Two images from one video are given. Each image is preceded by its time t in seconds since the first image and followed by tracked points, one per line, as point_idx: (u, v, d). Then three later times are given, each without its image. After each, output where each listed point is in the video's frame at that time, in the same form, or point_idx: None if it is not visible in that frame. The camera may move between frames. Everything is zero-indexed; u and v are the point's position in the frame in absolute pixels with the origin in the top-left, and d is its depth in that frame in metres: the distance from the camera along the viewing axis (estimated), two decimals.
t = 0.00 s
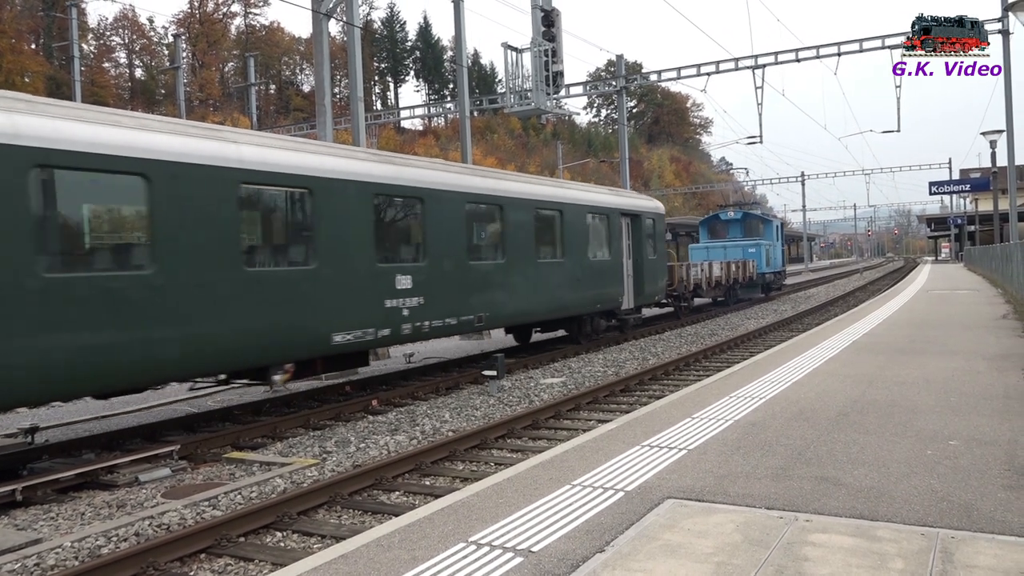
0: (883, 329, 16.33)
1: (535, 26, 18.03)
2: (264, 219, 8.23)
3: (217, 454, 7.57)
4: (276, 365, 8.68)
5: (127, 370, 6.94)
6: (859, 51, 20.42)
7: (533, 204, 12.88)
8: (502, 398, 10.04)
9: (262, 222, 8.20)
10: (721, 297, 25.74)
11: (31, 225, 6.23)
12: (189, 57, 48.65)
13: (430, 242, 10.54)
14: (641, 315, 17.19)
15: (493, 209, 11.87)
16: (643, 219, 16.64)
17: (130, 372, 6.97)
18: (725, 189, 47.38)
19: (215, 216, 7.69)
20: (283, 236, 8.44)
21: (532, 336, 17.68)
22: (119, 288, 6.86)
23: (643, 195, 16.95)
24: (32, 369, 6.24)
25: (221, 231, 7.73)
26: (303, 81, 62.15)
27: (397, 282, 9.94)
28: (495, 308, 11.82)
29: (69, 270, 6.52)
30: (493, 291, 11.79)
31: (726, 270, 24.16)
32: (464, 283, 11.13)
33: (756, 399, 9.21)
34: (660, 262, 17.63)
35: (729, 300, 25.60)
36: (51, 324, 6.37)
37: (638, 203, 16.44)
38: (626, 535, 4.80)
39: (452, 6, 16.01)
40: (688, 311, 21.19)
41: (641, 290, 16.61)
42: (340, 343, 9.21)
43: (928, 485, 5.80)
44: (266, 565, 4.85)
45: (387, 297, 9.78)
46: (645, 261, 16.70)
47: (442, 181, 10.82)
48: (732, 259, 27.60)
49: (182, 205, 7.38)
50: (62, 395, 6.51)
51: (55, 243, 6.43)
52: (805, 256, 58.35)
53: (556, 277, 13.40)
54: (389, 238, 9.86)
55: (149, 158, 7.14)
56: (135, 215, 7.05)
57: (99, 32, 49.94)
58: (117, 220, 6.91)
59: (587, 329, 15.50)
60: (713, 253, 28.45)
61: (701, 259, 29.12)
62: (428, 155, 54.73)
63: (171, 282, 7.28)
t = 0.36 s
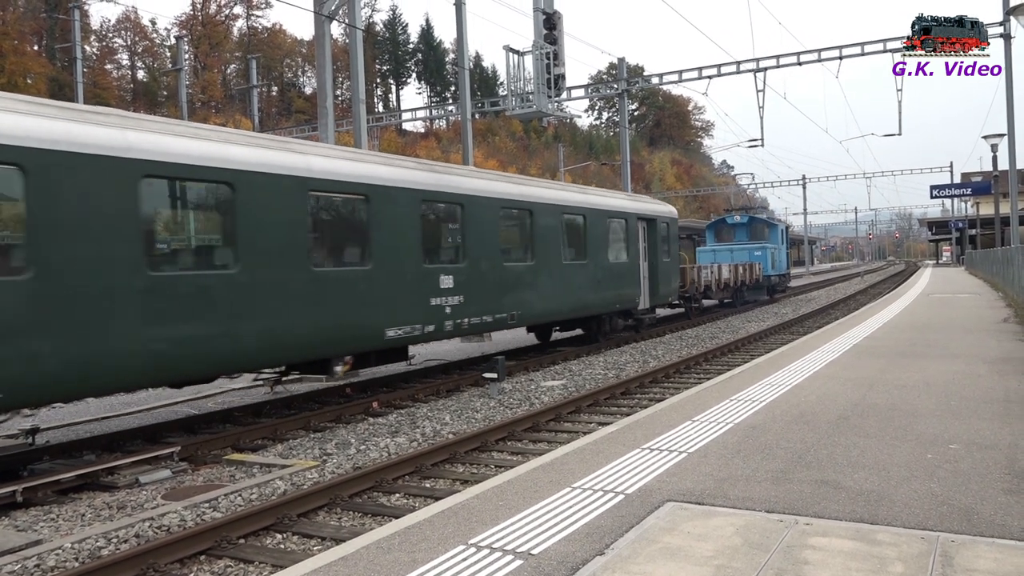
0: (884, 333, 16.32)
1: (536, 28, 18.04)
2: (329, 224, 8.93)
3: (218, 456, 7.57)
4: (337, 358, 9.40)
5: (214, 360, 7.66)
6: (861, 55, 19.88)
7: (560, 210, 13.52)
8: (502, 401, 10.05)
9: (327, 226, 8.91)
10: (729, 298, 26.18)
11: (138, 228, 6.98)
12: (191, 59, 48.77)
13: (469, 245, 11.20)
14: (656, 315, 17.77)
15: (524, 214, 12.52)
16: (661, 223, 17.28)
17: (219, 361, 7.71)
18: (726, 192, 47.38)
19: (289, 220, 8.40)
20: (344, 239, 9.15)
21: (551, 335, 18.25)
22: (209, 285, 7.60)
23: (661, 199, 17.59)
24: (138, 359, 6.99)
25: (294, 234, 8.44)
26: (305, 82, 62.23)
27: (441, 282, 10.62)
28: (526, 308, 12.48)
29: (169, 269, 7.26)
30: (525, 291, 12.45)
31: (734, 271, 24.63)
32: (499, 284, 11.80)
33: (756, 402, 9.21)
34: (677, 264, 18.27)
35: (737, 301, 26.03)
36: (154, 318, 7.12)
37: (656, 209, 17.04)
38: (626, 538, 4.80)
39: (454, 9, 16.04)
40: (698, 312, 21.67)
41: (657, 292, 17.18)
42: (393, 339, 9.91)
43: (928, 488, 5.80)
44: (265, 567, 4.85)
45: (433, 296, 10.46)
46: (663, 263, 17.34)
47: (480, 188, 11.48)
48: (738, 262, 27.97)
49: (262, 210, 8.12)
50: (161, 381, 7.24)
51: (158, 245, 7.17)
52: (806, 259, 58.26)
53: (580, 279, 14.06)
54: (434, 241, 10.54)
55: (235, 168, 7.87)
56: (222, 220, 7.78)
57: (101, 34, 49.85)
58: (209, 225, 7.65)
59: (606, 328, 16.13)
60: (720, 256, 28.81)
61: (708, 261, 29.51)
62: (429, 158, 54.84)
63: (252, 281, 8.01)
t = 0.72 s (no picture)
0: (870, 334, 16.43)
1: (525, 31, 17.95)
2: (370, 227, 9.71)
3: (203, 459, 7.53)
4: (376, 351, 10.17)
5: (274, 352, 8.40)
6: (847, 57, 20.23)
7: (569, 212, 14.32)
8: (490, 402, 10.04)
9: (369, 229, 9.69)
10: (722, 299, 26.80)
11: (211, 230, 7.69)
12: (178, 60, 48.55)
13: (489, 247, 12.00)
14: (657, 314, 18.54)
15: (537, 217, 13.31)
16: (659, 226, 18.12)
17: (278, 352, 8.45)
18: (713, 194, 47.61)
19: (337, 224, 9.15)
20: (382, 241, 9.92)
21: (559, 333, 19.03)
22: (271, 285, 8.34)
23: (658, 204, 18.44)
24: (212, 349, 7.72)
25: (340, 237, 9.18)
26: (293, 83, 62.06)
27: (466, 282, 11.40)
28: (540, 306, 13.28)
29: (235, 268, 7.97)
30: (539, 291, 13.25)
31: (727, 273, 25.23)
32: (516, 283, 12.61)
33: (743, 404, 9.24)
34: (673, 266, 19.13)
35: (730, 302, 26.64)
36: (226, 313, 7.85)
37: (655, 212, 17.86)
38: (613, 540, 4.81)
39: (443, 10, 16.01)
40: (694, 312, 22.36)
41: (656, 292, 18.00)
42: (425, 333, 10.68)
43: (913, 489, 5.84)
44: (251, 570, 4.83)
45: (459, 294, 11.25)
46: (662, 265, 18.20)
47: (498, 194, 12.28)
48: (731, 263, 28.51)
49: (315, 215, 8.88)
50: (230, 370, 7.97)
51: (228, 247, 7.90)
52: (793, 262, 58.54)
53: (588, 278, 14.88)
54: (459, 243, 11.34)
55: (291, 176, 8.60)
56: (280, 223, 8.50)
57: (87, 33, 49.56)
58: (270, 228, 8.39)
59: (610, 326, 16.89)
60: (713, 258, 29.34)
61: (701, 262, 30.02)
62: (417, 160, 54.85)
63: (307, 279, 8.76)
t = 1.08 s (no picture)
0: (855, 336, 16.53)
1: (513, 33, 17.97)
2: (403, 230, 10.51)
3: (189, 460, 7.49)
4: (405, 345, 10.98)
5: (319, 345, 9.16)
6: (835, 60, 19.56)
7: (577, 217, 15.15)
8: (478, 403, 10.05)
9: (402, 233, 10.49)
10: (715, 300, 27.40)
11: (269, 233, 8.45)
12: (165, 59, 48.27)
13: (504, 249, 12.82)
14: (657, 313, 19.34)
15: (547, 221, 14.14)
16: (657, 229, 19.00)
17: (323, 345, 9.22)
18: (701, 195, 47.82)
19: (374, 228, 9.92)
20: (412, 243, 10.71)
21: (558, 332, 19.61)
22: (319, 283, 9.11)
23: (657, 208, 19.30)
24: (268, 342, 8.50)
25: (376, 239, 9.95)
26: (281, 84, 61.84)
27: (483, 281, 12.22)
28: (549, 305, 14.13)
29: (287, 268, 8.73)
30: (549, 291, 14.10)
31: (720, 274, 25.80)
32: (527, 284, 13.44)
33: (730, 405, 9.28)
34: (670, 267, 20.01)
35: (723, 302, 27.22)
36: (280, 309, 8.61)
37: (654, 215, 18.68)
38: (600, 541, 4.83)
39: (431, 11, 16.00)
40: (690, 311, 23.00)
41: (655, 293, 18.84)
42: (448, 329, 11.50)
43: (898, 489, 5.89)
44: (237, 573, 4.81)
45: (477, 293, 12.08)
46: (660, 266, 19.08)
47: (513, 199, 13.11)
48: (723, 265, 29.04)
49: (357, 219, 9.67)
50: (282, 361, 8.74)
51: (283, 248, 8.67)
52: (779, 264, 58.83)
53: (592, 279, 15.71)
54: (478, 245, 12.17)
55: (336, 184, 9.37)
56: (326, 226, 9.27)
57: (72, 33, 49.13)
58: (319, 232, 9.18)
59: (613, 324, 17.70)
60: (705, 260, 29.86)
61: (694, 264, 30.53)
62: (405, 161, 54.80)
63: (348, 278, 9.55)
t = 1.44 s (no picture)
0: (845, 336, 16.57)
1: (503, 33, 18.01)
2: (432, 233, 11.36)
3: (178, 462, 7.46)
4: (434, 340, 11.85)
5: (359, 338, 9.98)
6: (823, 62, 19.68)
7: (586, 219, 15.93)
8: (468, 404, 10.05)
9: (430, 234, 11.31)
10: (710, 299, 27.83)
11: (317, 236, 9.28)
12: (154, 59, 48.04)
13: (519, 250, 13.60)
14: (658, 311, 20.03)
15: (559, 223, 14.92)
16: (660, 231, 19.73)
17: (362, 338, 10.03)
18: (691, 195, 47.96)
19: (405, 231, 10.74)
20: (438, 245, 11.53)
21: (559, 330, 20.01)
22: (358, 282, 9.94)
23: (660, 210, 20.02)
24: (314, 335, 9.30)
25: (408, 240, 10.78)
26: (270, 84, 61.62)
27: (502, 280, 13.05)
28: (560, 303, 14.92)
29: (331, 268, 9.54)
30: (561, 289, 14.93)
31: (715, 274, 26.26)
32: (541, 283, 14.24)
33: (720, 405, 9.30)
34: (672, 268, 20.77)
35: (718, 301, 27.64)
36: (325, 305, 9.43)
37: (660, 217, 19.36)
38: (590, 541, 4.83)
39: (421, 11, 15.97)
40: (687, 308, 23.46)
41: (657, 292, 19.53)
42: (472, 324, 12.34)
43: (887, 489, 5.92)
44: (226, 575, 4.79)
45: (495, 291, 12.88)
46: (662, 266, 19.84)
47: (529, 203, 13.89)
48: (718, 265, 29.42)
49: (392, 223, 10.51)
50: (328, 352, 9.59)
51: (329, 250, 9.49)
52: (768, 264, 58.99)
53: (600, 279, 16.48)
54: (496, 246, 12.95)
55: (372, 190, 10.19)
56: (364, 228, 10.08)
57: (60, 32, 48.81)
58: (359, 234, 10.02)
59: (617, 321, 18.44)
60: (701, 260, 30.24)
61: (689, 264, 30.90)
62: (395, 161, 54.70)
63: (383, 277, 10.37)
